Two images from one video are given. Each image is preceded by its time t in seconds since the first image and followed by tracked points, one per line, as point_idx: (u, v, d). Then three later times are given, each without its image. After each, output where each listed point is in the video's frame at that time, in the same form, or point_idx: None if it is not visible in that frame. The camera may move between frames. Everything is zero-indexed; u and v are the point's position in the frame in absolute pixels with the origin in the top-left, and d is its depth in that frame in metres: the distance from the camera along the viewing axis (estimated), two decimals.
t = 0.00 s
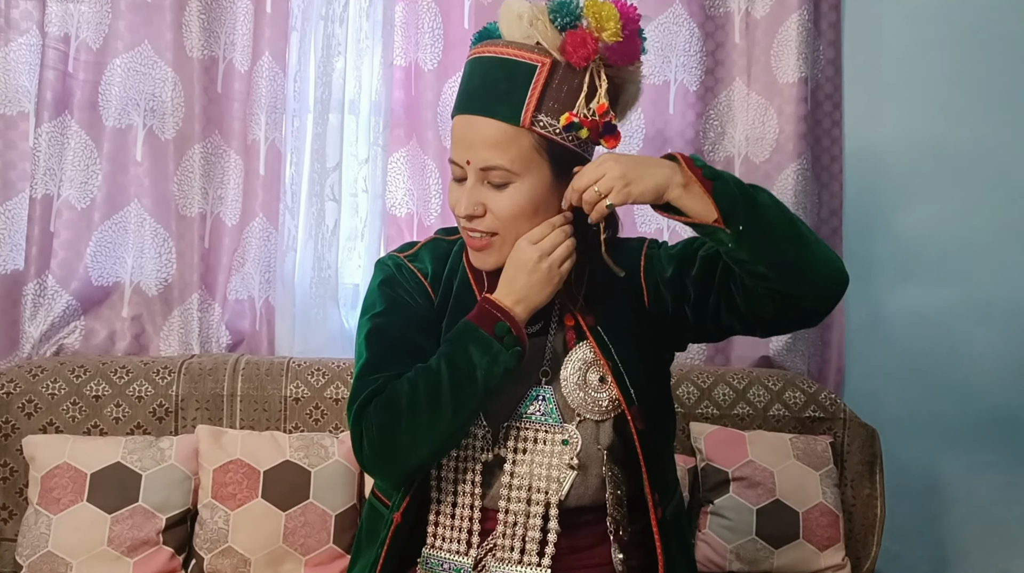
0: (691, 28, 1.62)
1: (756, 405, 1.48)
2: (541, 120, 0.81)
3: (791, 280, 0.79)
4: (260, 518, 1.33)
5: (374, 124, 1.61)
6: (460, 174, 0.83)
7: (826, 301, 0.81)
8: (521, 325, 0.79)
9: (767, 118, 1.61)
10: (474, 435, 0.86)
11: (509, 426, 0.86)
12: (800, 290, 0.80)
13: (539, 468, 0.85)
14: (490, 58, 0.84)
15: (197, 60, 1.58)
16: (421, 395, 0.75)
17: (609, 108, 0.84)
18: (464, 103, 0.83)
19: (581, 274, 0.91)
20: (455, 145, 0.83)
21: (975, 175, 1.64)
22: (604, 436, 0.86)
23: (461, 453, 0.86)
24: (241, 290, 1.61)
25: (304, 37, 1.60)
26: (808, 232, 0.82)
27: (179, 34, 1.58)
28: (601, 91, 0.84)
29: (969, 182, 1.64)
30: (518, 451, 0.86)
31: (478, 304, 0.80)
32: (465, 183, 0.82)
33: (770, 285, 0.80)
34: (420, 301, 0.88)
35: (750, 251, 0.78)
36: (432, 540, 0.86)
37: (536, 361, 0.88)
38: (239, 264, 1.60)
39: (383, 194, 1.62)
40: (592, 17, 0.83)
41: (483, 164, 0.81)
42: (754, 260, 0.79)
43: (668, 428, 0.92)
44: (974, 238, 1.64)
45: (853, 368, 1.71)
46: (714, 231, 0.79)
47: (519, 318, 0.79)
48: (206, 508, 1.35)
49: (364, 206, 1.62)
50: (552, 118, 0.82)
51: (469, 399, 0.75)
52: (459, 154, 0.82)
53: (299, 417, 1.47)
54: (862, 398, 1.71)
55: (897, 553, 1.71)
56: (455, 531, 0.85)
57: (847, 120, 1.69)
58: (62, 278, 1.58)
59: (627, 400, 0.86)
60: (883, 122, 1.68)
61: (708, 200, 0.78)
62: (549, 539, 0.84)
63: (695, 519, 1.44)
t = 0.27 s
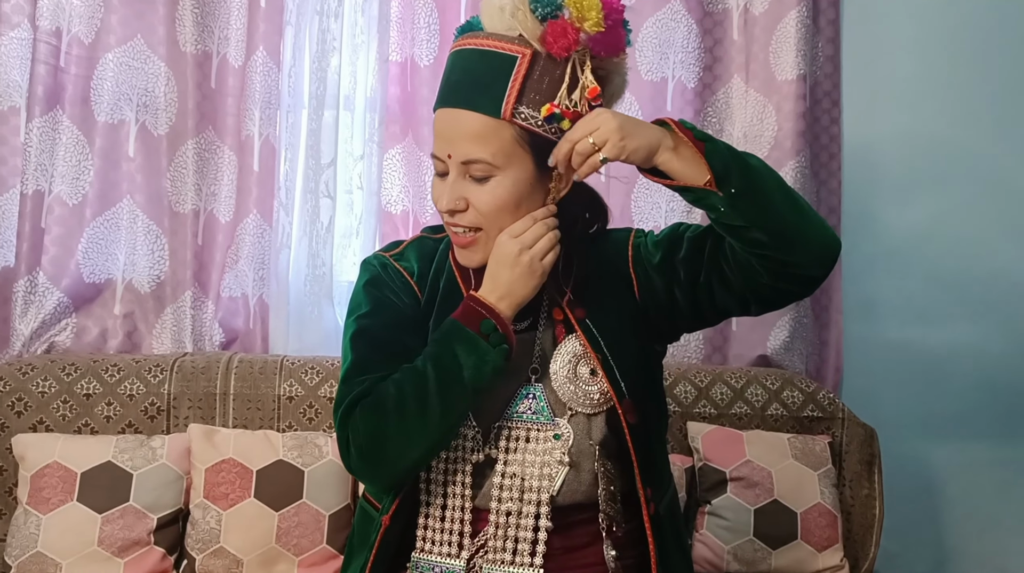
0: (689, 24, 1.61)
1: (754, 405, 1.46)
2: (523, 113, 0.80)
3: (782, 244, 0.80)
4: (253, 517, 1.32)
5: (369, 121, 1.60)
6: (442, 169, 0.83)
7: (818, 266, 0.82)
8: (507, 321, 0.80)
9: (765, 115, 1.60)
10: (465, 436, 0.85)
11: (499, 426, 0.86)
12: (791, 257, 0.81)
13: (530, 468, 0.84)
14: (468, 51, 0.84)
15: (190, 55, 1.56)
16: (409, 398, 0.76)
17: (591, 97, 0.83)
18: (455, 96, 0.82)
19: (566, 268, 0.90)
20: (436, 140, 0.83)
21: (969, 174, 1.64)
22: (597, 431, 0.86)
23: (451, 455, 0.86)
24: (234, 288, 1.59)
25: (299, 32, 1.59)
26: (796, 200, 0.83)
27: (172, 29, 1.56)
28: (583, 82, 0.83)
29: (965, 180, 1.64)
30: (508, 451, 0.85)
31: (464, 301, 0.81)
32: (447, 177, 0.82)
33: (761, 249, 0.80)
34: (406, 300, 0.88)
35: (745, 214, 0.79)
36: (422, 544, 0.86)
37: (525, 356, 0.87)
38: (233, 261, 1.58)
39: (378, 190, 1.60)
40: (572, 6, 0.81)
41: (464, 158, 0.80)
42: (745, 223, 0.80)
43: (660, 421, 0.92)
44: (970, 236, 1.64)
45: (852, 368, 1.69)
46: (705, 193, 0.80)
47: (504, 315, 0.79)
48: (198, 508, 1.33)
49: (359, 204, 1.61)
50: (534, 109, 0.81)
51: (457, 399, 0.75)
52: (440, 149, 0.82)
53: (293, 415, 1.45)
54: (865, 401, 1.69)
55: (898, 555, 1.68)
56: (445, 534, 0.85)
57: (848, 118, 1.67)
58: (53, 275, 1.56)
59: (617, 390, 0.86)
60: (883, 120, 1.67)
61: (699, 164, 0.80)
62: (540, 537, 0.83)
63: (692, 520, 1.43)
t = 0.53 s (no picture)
0: (687, 20, 1.59)
1: (753, 403, 1.45)
2: (490, 100, 0.81)
3: (759, 240, 0.79)
4: (247, 519, 1.30)
5: (364, 118, 1.58)
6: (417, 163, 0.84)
7: (799, 258, 0.80)
8: (494, 317, 0.81)
9: (763, 112, 1.59)
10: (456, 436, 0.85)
11: (490, 425, 0.85)
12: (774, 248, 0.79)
13: (522, 467, 0.84)
14: (434, 46, 0.85)
15: (183, 51, 1.55)
16: (396, 399, 0.77)
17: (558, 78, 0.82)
18: (448, 91, 0.82)
19: (551, 264, 0.91)
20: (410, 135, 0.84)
21: (967, 171, 1.63)
22: (588, 428, 0.85)
23: (442, 455, 0.85)
24: (229, 287, 1.57)
25: (294, 28, 1.57)
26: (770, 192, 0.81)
27: (165, 25, 1.55)
28: (551, 65, 0.82)
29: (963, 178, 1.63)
30: (500, 452, 0.85)
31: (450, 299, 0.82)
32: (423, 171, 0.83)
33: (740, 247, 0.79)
34: (392, 300, 0.91)
35: (717, 215, 0.78)
36: (414, 546, 0.86)
37: (513, 354, 0.86)
38: (227, 259, 1.57)
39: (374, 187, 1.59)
40: None
41: (437, 150, 0.81)
42: (719, 225, 0.78)
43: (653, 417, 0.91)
44: (969, 234, 1.63)
45: (851, 368, 1.68)
46: (674, 197, 0.78)
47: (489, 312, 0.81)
48: (192, 509, 1.31)
49: (354, 201, 1.60)
50: (500, 96, 0.81)
51: (444, 398, 0.77)
52: (415, 144, 0.83)
53: (288, 415, 1.43)
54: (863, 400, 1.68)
55: (897, 555, 1.67)
56: (437, 535, 0.85)
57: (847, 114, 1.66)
58: (45, 273, 1.54)
59: (606, 389, 0.85)
60: (881, 117, 1.66)
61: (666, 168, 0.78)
62: (534, 537, 0.83)
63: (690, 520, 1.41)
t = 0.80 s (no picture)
0: (684, 15, 1.58)
1: (751, 400, 1.44)
2: (461, 88, 0.82)
3: (742, 243, 0.77)
4: (240, 518, 1.29)
5: (359, 114, 1.57)
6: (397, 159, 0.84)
7: (783, 259, 0.79)
8: (484, 311, 0.81)
9: (760, 108, 1.58)
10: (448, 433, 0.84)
11: (482, 422, 0.85)
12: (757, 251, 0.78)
13: (514, 464, 0.83)
14: (404, 44, 0.86)
15: (176, 47, 1.54)
16: (387, 396, 0.76)
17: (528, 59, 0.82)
18: (432, 85, 0.82)
19: (541, 259, 0.89)
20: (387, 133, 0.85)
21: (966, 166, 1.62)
22: (581, 426, 0.84)
23: (434, 452, 0.85)
24: (222, 284, 1.56)
25: (287, 23, 1.56)
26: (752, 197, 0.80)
27: (157, 20, 1.53)
28: (520, 48, 0.83)
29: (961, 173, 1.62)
30: (492, 450, 0.84)
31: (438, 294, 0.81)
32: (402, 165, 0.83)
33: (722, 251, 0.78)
34: (382, 298, 0.89)
35: (696, 220, 0.77)
36: (405, 546, 0.84)
37: (503, 351, 0.86)
38: (219, 257, 1.55)
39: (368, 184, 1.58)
40: None
41: (412, 142, 0.82)
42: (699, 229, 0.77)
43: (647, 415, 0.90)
44: (968, 230, 1.62)
45: (850, 365, 1.67)
46: (652, 203, 0.78)
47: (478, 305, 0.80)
48: (185, 509, 1.30)
49: (348, 198, 1.58)
50: (472, 84, 0.82)
51: (436, 394, 0.77)
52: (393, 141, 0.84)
53: (281, 414, 1.42)
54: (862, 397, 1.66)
55: (897, 553, 1.66)
56: (429, 535, 0.84)
57: (844, 109, 1.64)
58: (37, 271, 1.53)
59: (597, 387, 0.83)
60: (880, 112, 1.64)
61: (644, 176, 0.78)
62: (527, 536, 0.83)
63: (688, 518, 1.40)
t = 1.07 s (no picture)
0: (687, 6, 1.53)
1: (757, 403, 1.40)
2: (446, 75, 0.80)
3: (724, 257, 0.73)
4: (228, 523, 1.25)
5: (354, 105, 1.53)
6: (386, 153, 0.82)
7: (773, 278, 0.73)
8: (481, 307, 0.77)
9: (766, 101, 1.53)
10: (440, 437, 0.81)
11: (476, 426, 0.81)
12: (741, 264, 0.73)
13: (512, 469, 0.79)
14: (389, 37, 0.85)
15: (167, 37, 1.49)
16: (379, 395, 0.72)
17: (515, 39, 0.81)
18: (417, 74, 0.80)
19: (538, 255, 0.86)
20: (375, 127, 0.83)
21: (979, 161, 1.56)
22: (580, 430, 0.80)
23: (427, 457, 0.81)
24: (212, 281, 1.51)
25: (280, 12, 1.51)
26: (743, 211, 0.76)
27: (148, 9, 1.49)
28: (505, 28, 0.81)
29: (975, 168, 1.56)
30: (489, 453, 0.80)
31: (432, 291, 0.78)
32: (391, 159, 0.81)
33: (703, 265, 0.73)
34: (376, 296, 0.86)
35: (677, 231, 0.73)
36: (397, 556, 0.80)
37: (500, 351, 0.82)
38: (211, 253, 1.50)
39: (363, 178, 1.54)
40: None
41: (400, 134, 0.80)
42: (680, 241, 0.73)
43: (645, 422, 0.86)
44: (982, 227, 1.56)
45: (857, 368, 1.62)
46: (635, 213, 0.75)
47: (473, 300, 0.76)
48: (171, 514, 1.26)
49: (343, 192, 1.54)
50: (457, 70, 0.80)
51: (430, 393, 0.72)
52: (381, 135, 0.82)
53: (271, 414, 1.38)
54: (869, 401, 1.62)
55: (907, 561, 1.61)
56: (422, 544, 0.80)
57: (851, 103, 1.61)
58: (23, 267, 1.49)
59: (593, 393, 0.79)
60: (887, 106, 1.60)
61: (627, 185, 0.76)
62: (524, 545, 0.78)
63: (692, 525, 1.35)
